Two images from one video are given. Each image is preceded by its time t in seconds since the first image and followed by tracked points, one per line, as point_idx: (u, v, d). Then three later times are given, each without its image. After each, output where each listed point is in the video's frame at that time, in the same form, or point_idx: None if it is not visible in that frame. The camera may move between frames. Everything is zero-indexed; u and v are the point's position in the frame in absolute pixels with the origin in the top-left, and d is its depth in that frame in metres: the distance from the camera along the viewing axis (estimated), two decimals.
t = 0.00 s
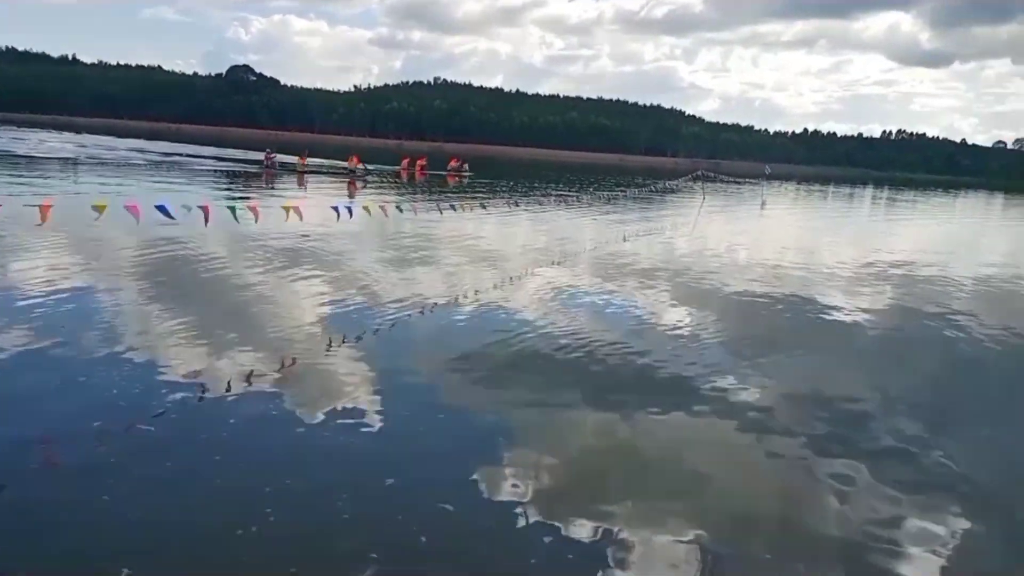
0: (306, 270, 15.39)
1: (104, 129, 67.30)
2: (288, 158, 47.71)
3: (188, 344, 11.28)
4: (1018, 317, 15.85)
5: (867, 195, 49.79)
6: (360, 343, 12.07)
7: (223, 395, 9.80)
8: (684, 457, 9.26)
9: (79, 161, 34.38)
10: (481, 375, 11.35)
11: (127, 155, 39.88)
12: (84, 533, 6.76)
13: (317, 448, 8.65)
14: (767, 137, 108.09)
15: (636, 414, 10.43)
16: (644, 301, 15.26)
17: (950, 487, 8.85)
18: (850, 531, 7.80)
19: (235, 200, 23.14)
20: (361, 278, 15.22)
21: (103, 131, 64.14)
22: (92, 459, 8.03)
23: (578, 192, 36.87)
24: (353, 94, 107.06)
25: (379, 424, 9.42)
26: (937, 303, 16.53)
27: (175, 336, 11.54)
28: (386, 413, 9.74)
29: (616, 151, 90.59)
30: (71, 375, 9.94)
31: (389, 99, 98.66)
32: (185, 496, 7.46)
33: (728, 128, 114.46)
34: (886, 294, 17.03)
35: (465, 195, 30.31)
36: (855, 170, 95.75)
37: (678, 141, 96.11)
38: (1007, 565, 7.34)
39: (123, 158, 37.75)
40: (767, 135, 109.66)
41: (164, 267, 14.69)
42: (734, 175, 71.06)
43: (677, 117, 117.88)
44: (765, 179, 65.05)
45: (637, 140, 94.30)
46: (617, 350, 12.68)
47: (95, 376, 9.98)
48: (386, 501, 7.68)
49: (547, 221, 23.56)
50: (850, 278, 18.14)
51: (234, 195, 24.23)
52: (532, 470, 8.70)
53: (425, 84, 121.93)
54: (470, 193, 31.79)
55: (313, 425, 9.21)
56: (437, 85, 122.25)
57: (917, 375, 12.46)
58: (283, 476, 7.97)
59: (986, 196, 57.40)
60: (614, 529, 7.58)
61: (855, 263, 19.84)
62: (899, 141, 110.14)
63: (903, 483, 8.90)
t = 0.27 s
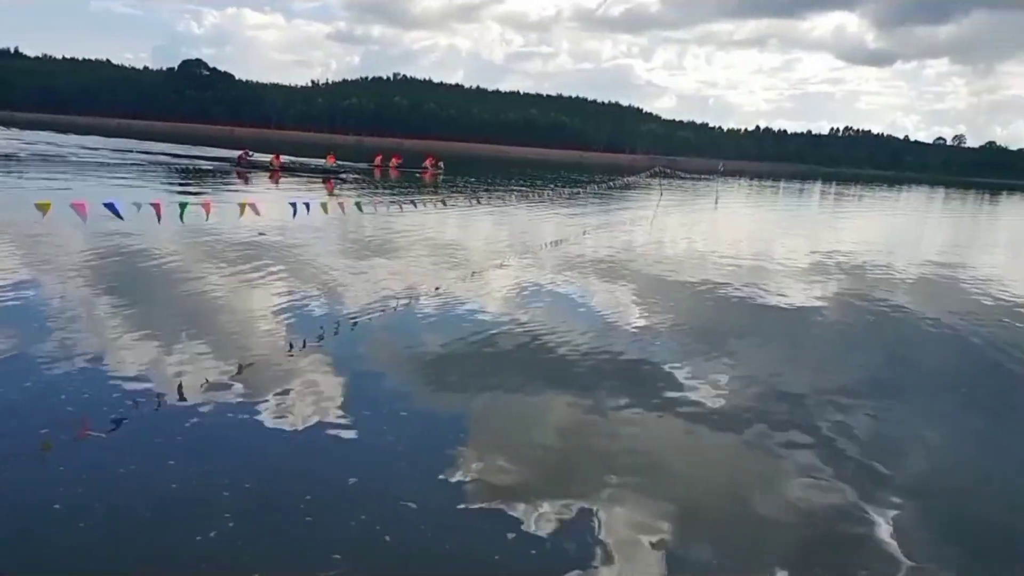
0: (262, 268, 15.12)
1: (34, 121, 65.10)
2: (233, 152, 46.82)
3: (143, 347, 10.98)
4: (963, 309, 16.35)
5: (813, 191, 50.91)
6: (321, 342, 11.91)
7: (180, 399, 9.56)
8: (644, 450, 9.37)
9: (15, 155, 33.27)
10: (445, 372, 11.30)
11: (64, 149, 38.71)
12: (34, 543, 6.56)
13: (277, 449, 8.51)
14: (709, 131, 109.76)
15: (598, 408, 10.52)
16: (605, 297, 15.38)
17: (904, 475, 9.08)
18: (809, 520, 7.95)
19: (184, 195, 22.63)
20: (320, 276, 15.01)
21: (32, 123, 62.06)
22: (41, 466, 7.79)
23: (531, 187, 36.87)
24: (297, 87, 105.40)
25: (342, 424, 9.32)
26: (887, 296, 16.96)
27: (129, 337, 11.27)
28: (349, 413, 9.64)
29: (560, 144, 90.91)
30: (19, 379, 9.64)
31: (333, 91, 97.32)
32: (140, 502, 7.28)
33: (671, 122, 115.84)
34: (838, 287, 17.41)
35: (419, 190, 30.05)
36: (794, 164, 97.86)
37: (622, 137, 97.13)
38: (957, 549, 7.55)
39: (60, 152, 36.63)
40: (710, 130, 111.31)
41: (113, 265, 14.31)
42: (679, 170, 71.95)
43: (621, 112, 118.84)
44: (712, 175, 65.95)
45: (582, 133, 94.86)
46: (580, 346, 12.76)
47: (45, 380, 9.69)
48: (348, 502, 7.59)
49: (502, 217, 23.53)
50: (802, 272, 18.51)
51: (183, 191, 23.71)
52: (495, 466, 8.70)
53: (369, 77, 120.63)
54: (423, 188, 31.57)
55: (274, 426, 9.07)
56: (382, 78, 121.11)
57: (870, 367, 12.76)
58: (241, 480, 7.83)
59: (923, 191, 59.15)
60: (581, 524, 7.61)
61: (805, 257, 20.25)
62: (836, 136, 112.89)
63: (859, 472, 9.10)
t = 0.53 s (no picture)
0: (228, 266, 15.07)
1: None
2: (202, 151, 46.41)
3: (107, 348, 10.90)
4: (924, 302, 16.65)
5: (782, 186, 51.48)
6: (287, 340, 11.91)
7: (143, 400, 9.51)
8: (610, 446, 9.46)
9: None
10: (411, 369, 11.35)
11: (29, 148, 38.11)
12: None
13: (243, 450, 8.51)
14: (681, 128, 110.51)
15: (564, 404, 10.62)
16: (573, 293, 15.47)
17: (864, 467, 9.26)
18: (771, 514, 8.07)
19: (150, 194, 22.44)
20: (287, 273, 15.00)
21: None
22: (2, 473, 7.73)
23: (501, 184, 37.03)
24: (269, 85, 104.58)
25: (309, 422, 9.34)
26: (850, 289, 17.23)
27: (92, 338, 11.18)
28: (315, 412, 9.65)
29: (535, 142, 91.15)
30: None
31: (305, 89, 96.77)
32: (104, 507, 7.26)
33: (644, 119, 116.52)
34: (803, 281, 17.66)
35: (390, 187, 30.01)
36: (766, 160, 98.82)
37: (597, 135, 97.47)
38: (916, 539, 7.73)
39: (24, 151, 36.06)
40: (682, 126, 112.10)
41: (77, 265, 14.16)
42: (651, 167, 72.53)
43: (594, 108, 119.32)
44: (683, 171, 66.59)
45: (555, 130, 95.13)
46: (547, 342, 12.84)
47: (6, 383, 9.59)
48: (315, 502, 7.61)
49: (472, 214, 23.58)
50: (768, 267, 18.74)
51: (149, 189, 23.49)
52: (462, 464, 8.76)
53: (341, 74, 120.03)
54: (394, 185, 31.56)
55: (240, 426, 9.07)
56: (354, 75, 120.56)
57: (833, 360, 12.97)
58: (207, 482, 7.82)
59: (890, 186, 60.01)
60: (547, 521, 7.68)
61: (772, 252, 20.51)
62: (808, 133, 114.11)
63: (821, 464, 9.27)
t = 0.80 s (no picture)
0: (202, 265, 14.98)
1: None
2: (177, 150, 46.03)
3: (79, 349, 10.76)
4: (897, 296, 16.83)
5: (757, 181, 51.83)
6: (262, 339, 11.86)
7: (116, 403, 9.39)
8: (587, 442, 9.48)
9: None
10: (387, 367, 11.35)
11: None
12: None
13: (217, 453, 8.45)
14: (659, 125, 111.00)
15: (540, 400, 10.65)
16: (550, 290, 15.47)
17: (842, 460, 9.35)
18: (751, 510, 8.10)
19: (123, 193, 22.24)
20: (261, 272, 14.94)
21: None
22: None
23: (479, 181, 37.07)
24: (244, 84, 103.69)
25: (284, 423, 9.29)
26: (825, 284, 17.37)
27: (64, 338, 11.07)
28: (292, 411, 9.63)
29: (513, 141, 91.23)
30: None
31: (282, 88, 96.22)
32: (77, 512, 7.18)
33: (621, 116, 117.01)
34: (778, 276, 17.78)
35: (366, 186, 29.87)
36: (743, 157, 99.47)
37: (575, 134, 97.63)
38: (893, 531, 7.81)
39: None
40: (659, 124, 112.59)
41: (48, 266, 14.01)
42: (629, 164, 72.81)
43: (572, 106, 119.56)
44: (660, 168, 66.94)
45: (534, 129, 95.24)
46: (525, 339, 12.83)
47: None
48: (290, 505, 7.56)
49: (449, 212, 23.53)
50: (744, 262, 18.85)
51: (122, 189, 23.28)
52: (440, 462, 8.75)
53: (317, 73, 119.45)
54: (370, 183, 31.48)
55: (215, 426, 9.03)
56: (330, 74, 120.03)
57: (809, 354, 13.07)
58: (181, 485, 7.75)
59: (863, 181, 60.62)
60: (528, 520, 7.68)
61: (747, 247, 20.63)
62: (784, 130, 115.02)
63: (800, 458, 9.33)
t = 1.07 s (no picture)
0: (186, 264, 14.92)
1: None
2: (160, 147, 45.75)
3: (62, 351, 10.70)
4: (879, 289, 16.96)
5: (740, 176, 52.07)
6: (247, 338, 11.82)
7: (98, 405, 9.35)
8: (571, 439, 9.52)
9: None
10: (372, 365, 11.35)
11: None
12: None
13: (200, 455, 8.43)
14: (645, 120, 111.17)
15: (525, 396, 10.68)
16: (535, 286, 15.50)
17: (824, 453, 9.43)
18: (734, 504, 8.15)
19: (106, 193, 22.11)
20: (245, 270, 14.89)
21: None
22: None
23: (464, 177, 37.04)
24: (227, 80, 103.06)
25: (268, 423, 9.28)
26: (808, 278, 17.48)
27: (46, 339, 11.01)
28: (276, 411, 9.61)
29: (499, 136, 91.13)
30: None
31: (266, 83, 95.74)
32: (59, 519, 7.15)
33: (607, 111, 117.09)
34: (762, 271, 17.88)
35: (351, 183, 29.79)
36: (728, 151, 99.76)
37: (561, 129, 97.66)
38: (876, 523, 7.90)
39: None
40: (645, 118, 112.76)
41: (30, 266, 13.92)
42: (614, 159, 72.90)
43: (558, 101, 119.53)
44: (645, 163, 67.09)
45: (520, 124, 95.21)
46: (509, 336, 12.85)
47: None
48: (274, 507, 7.56)
49: (434, 208, 23.51)
50: (728, 257, 18.94)
51: (104, 188, 23.13)
52: (424, 461, 8.76)
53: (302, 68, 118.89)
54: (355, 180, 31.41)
55: (198, 427, 9.01)
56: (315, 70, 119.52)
57: (793, 348, 13.16)
58: (164, 489, 7.74)
59: (846, 175, 61.02)
60: (513, 517, 7.70)
61: (731, 242, 20.73)
62: (769, 123, 115.42)
63: (783, 452, 9.40)
